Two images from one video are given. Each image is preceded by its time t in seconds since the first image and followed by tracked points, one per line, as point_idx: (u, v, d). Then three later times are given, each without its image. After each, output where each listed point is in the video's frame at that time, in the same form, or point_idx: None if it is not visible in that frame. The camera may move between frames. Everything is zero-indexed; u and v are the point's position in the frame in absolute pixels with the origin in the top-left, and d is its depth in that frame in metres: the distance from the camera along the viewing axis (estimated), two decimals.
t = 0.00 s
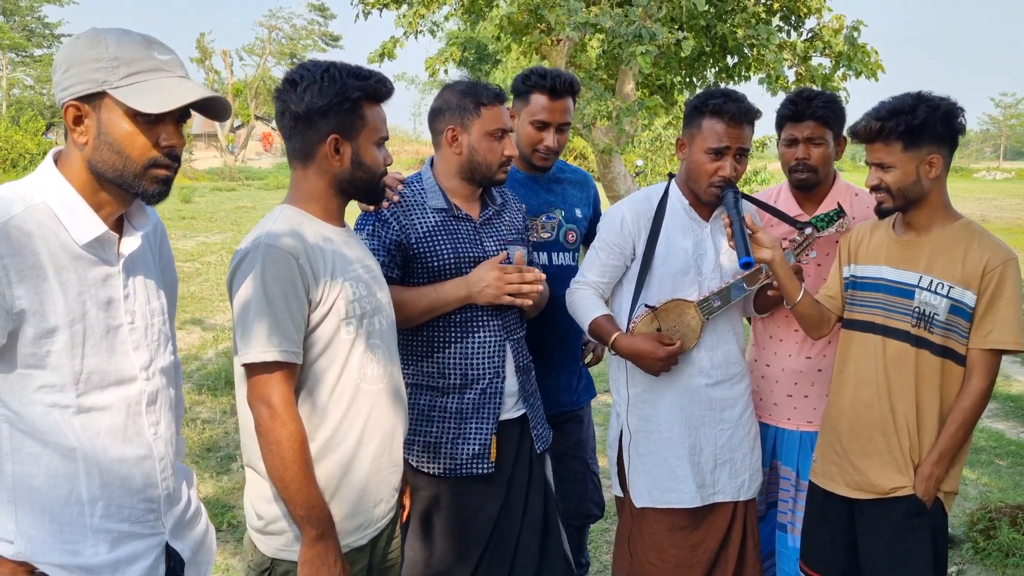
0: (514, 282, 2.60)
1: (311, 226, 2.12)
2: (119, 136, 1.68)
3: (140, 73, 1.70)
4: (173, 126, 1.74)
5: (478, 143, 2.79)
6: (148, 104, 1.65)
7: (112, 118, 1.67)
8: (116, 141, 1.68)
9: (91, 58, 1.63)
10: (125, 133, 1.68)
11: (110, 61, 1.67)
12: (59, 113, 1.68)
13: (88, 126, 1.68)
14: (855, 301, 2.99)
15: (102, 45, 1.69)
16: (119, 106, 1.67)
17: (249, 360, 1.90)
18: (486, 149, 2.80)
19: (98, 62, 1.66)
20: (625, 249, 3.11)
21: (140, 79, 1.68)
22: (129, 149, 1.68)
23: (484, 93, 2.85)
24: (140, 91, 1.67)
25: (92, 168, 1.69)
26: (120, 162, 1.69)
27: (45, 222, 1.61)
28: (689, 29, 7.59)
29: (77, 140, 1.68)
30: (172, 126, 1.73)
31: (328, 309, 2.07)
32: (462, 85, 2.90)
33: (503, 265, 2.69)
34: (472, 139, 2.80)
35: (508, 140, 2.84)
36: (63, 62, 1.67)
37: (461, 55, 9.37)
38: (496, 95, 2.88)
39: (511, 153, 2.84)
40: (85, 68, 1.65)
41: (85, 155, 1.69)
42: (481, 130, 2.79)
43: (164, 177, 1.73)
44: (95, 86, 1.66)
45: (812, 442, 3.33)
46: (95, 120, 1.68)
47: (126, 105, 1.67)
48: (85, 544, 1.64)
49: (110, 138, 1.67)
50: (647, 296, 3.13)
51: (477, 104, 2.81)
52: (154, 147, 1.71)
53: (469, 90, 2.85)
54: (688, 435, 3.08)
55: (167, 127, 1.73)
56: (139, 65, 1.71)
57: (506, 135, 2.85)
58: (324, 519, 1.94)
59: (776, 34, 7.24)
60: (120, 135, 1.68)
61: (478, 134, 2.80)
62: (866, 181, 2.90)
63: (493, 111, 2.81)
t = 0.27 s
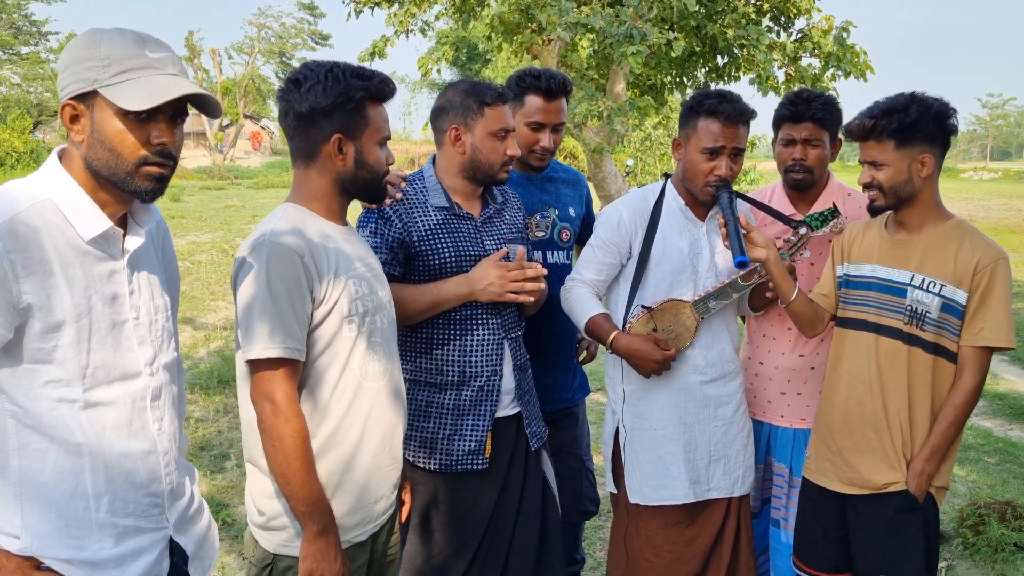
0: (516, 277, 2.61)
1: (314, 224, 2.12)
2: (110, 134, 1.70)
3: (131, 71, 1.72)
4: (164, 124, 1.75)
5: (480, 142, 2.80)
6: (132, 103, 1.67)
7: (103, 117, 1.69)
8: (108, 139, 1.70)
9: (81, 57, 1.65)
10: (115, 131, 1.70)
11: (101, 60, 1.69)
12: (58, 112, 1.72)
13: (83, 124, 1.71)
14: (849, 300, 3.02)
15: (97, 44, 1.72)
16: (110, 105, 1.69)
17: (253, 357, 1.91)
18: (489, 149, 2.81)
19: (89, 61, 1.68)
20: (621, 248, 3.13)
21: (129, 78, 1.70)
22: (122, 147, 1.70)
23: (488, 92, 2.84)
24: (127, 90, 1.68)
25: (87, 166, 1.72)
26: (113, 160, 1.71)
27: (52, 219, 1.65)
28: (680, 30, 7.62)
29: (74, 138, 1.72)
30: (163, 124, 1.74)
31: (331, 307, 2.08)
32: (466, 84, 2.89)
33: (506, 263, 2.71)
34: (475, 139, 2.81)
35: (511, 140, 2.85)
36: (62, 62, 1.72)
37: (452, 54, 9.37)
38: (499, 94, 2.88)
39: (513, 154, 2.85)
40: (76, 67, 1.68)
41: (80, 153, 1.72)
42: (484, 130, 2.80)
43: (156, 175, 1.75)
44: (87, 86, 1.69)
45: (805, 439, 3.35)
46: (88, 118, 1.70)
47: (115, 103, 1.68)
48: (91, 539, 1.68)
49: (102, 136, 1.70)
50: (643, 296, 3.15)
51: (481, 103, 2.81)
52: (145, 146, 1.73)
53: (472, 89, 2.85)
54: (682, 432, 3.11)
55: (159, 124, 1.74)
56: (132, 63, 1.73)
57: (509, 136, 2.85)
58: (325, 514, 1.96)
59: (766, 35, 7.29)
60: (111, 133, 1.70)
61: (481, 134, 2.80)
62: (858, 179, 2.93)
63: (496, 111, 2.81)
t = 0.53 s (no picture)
0: (524, 281, 2.62)
1: (322, 222, 2.14)
2: (94, 132, 1.72)
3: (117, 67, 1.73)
4: (147, 121, 1.75)
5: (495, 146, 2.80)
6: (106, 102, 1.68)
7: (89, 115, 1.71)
8: (93, 137, 1.72)
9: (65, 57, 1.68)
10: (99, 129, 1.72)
11: (87, 59, 1.72)
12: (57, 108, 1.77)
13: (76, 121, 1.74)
14: (845, 297, 3.04)
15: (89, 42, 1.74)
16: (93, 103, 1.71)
17: (261, 352, 1.92)
18: (503, 154, 2.81)
19: (76, 60, 1.71)
20: (619, 245, 3.15)
21: (110, 76, 1.71)
22: (103, 145, 1.72)
23: (506, 96, 2.84)
24: (107, 89, 1.70)
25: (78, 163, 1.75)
26: (98, 157, 1.73)
27: (57, 214, 1.66)
28: (673, 28, 7.63)
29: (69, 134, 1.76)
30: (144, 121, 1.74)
31: (338, 304, 2.08)
32: (483, 86, 2.89)
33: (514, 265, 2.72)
34: (490, 141, 2.81)
35: (525, 145, 2.85)
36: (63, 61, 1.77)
37: (446, 52, 9.37)
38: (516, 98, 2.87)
39: (526, 159, 2.85)
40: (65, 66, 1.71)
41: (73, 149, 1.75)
42: (499, 134, 2.79)
43: (139, 172, 1.75)
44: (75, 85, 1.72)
45: (798, 434, 3.38)
46: (79, 115, 1.73)
47: (96, 102, 1.70)
48: (96, 533, 1.69)
49: (88, 134, 1.72)
50: (641, 293, 3.17)
51: (498, 107, 2.81)
52: (127, 143, 1.74)
53: (490, 93, 2.84)
54: (680, 429, 3.12)
55: (142, 122, 1.75)
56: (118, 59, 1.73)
57: (524, 140, 2.85)
58: (329, 508, 1.96)
59: (759, 34, 7.33)
60: (95, 131, 1.72)
61: (496, 137, 2.80)
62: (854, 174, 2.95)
63: (512, 116, 2.81)
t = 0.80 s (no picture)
0: (514, 278, 2.65)
1: (330, 218, 2.15)
2: (85, 128, 1.72)
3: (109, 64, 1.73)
4: (137, 117, 1.74)
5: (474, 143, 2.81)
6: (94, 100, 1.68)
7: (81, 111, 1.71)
8: (86, 133, 1.72)
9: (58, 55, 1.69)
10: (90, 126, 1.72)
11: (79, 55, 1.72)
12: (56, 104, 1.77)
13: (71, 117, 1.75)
14: (840, 293, 3.06)
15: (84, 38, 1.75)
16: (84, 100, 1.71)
17: (268, 346, 1.92)
18: (484, 150, 2.82)
19: (69, 57, 1.72)
20: (617, 243, 3.16)
21: (100, 73, 1.70)
22: (95, 142, 1.72)
23: (482, 93, 2.85)
24: (96, 87, 1.69)
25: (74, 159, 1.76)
26: (91, 154, 1.73)
27: (56, 210, 1.66)
28: (667, 26, 7.63)
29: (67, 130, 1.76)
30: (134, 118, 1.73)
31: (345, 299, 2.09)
32: (459, 85, 2.90)
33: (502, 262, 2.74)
34: (470, 140, 2.82)
35: (505, 141, 2.87)
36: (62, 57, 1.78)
37: (440, 50, 9.35)
38: (493, 96, 2.89)
39: (507, 155, 2.87)
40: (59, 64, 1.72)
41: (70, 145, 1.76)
42: (479, 131, 2.81)
43: (132, 168, 1.75)
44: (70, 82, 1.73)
45: (792, 431, 3.38)
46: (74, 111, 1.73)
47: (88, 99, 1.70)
48: (98, 528, 1.69)
49: (80, 131, 1.72)
50: (639, 290, 3.18)
51: (476, 104, 2.82)
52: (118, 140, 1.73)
53: (468, 90, 2.85)
54: (677, 425, 3.14)
55: (133, 118, 1.74)
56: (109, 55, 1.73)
57: (504, 136, 2.87)
58: (336, 501, 1.97)
59: (753, 32, 7.35)
60: (86, 128, 1.72)
61: (476, 134, 2.81)
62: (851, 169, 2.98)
63: (490, 113, 2.82)
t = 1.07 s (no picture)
0: (507, 271, 2.62)
1: (340, 214, 2.17)
2: (86, 126, 1.72)
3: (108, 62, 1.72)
4: (138, 115, 1.74)
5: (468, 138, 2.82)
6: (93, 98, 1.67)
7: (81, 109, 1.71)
8: (86, 130, 1.72)
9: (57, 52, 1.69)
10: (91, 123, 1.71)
11: (79, 54, 1.72)
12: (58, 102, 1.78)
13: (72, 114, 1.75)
14: (838, 290, 3.07)
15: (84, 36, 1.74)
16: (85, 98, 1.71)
17: (280, 338, 1.94)
18: (477, 145, 2.83)
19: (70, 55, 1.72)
20: (614, 240, 3.16)
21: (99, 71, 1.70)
22: (96, 140, 1.72)
23: (473, 88, 2.87)
24: (96, 84, 1.69)
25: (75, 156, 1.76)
26: (91, 151, 1.73)
27: (56, 207, 1.66)
28: (663, 23, 7.62)
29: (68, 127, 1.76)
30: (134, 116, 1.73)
31: (355, 295, 2.11)
32: (451, 81, 2.91)
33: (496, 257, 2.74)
34: (461, 136, 2.83)
35: (498, 136, 2.88)
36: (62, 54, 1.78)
37: (436, 46, 9.32)
38: (484, 90, 2.90)
39: (500, 149, 2.89)
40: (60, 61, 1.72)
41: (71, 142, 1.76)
42: (470, 127, 2.82)
43: (132, 165, 1.74)
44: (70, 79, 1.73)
45: (792, 427, 3.39)
46: (75, 109, 1.73)
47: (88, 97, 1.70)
48: (99, 525, 1.69)
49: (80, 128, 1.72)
50: (637, 287, 3.18)
51: (467, 100, 2.83)
52: (118, 137, 1.73)
53: (459, 86, 2.87)
54: (675, 421, 3.14)
55: (133, 116, 1.74)
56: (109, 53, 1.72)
57: (496, 131, 2.88)
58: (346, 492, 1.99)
59: (749, 29, 7.36)
60: (87, 125, 1.72)
61: (467, 129, 2.82)
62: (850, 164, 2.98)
63: (481, 108, 2.83)
